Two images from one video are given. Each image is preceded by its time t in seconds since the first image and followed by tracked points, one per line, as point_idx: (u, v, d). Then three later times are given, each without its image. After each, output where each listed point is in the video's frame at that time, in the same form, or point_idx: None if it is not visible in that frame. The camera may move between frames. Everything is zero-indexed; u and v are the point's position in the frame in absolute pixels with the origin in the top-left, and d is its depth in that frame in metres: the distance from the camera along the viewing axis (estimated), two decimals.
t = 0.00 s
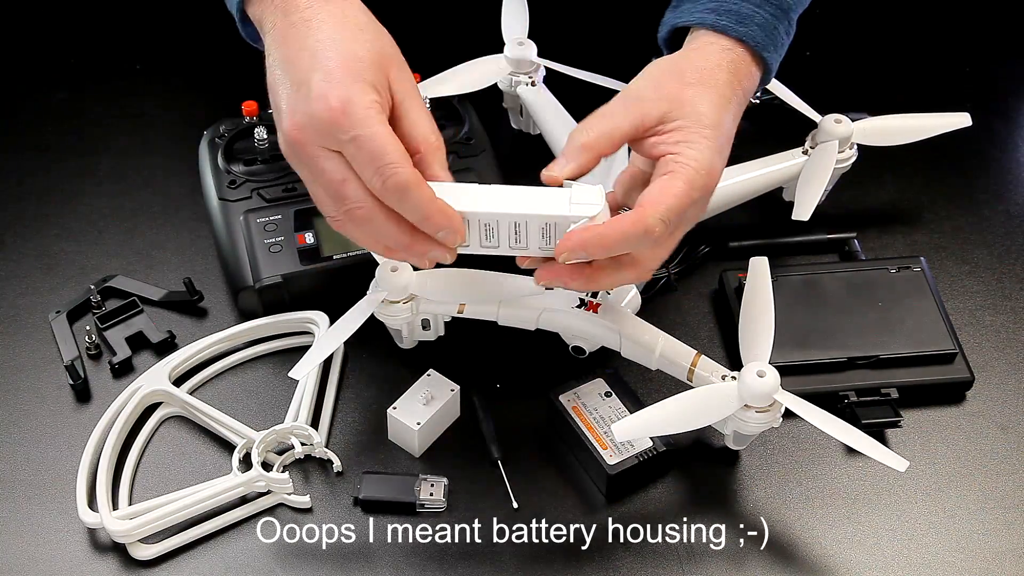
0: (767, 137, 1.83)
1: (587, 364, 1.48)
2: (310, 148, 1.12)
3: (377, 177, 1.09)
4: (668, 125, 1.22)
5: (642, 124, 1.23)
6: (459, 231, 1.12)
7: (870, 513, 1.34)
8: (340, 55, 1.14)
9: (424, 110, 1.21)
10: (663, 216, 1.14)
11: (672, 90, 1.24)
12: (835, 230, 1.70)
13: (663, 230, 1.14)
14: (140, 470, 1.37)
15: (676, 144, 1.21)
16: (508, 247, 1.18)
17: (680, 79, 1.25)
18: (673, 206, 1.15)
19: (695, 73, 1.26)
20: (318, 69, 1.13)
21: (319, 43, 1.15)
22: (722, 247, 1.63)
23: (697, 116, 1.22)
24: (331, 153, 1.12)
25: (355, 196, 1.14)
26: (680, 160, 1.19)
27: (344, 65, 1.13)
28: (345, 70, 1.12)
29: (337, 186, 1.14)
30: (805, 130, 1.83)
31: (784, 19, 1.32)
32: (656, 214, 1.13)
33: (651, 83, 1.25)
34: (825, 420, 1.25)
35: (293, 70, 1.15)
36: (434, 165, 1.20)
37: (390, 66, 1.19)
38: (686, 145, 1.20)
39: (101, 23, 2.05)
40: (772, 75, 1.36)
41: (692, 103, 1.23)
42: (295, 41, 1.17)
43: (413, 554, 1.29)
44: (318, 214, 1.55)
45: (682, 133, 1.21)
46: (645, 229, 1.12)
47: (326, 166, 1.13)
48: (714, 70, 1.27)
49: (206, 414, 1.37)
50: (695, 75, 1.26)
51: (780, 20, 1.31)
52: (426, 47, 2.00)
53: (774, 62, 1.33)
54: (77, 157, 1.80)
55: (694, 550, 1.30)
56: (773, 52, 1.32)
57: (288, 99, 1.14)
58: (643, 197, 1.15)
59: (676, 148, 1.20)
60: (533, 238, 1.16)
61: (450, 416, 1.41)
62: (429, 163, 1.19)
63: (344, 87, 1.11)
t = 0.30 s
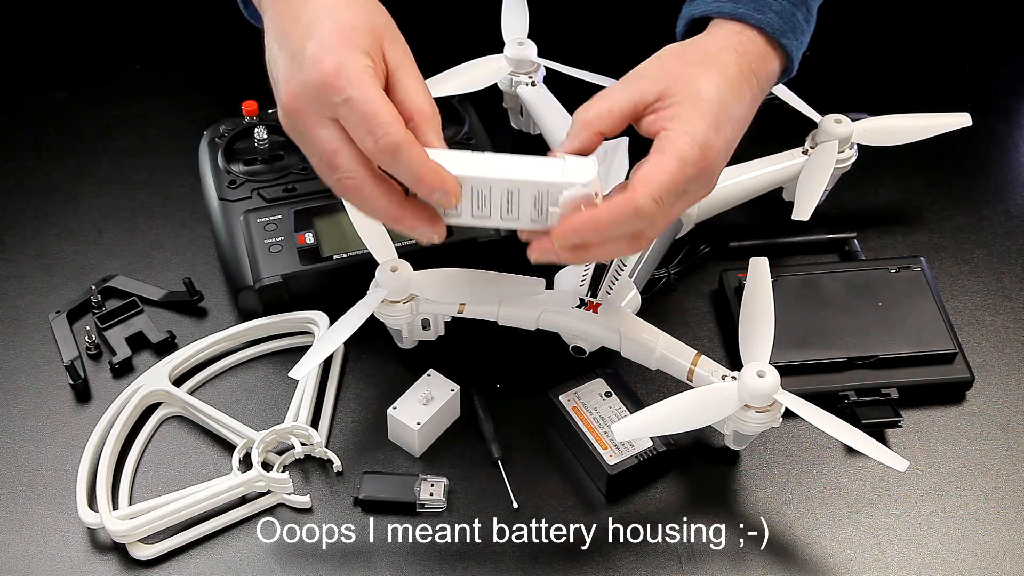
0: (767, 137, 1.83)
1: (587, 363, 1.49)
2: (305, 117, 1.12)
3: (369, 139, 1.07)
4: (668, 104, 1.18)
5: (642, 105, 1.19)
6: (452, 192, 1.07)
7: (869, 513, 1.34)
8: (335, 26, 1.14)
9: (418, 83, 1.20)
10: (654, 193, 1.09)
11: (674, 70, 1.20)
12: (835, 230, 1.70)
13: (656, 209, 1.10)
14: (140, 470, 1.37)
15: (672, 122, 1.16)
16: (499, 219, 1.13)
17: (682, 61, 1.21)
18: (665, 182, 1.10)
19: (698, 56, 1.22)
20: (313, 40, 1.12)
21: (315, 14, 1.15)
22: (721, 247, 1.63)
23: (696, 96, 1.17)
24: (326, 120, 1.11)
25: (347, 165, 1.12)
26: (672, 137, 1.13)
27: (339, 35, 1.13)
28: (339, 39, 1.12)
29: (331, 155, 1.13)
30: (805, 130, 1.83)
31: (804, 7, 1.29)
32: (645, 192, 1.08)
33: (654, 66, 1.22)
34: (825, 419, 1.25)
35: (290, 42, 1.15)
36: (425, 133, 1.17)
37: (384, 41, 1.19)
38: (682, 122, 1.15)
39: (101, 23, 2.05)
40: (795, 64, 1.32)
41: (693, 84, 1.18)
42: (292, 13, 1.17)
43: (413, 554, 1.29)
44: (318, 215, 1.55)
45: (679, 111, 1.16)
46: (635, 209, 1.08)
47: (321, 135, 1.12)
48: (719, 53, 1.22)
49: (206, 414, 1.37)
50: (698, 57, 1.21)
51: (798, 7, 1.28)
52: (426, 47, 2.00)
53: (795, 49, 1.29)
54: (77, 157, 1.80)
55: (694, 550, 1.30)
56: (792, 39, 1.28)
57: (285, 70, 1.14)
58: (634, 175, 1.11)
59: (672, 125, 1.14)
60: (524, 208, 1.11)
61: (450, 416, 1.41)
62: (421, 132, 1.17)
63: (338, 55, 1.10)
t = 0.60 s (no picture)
0: (767, 137, 1.83)
1: (587, 363, 1.49)
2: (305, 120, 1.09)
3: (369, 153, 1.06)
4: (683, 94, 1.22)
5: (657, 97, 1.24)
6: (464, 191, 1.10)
7: (869, 513, 1.34)
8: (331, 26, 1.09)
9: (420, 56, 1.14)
10: (657, 167, 1.11)
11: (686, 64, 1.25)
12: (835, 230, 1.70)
13: (659, 182, 1.11)
14: (140, 470, 1.37)
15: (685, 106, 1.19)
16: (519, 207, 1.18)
17: (696, 54, 1.26)
18: (668, 157, 1.12)
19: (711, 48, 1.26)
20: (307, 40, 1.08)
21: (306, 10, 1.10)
22: (722, 247, 1.63)
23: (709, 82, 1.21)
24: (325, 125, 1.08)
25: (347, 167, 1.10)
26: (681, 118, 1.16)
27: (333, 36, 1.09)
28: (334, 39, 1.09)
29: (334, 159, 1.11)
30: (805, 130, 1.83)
31: None
32: (647, 165, 1.10)
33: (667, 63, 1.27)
34: (825, 419, 1.25)
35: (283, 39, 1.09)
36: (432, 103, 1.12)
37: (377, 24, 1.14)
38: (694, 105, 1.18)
39: (100, 23, 2.05)
40: (819, 58, 1.36)
41: (707, 72, 1.22)
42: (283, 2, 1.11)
43: (413, 553, 1.29)
44: (318, 215, 1.55)
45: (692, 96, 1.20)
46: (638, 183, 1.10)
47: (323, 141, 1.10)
48: (732, 44, 1.27)
49: (206, 414, 1.37)
50: (711, 49, 1.26)
51: None
52: (426, 47, 2.00)
53: (816, 42, 1.33)
54: (77, 157, 1.80)
55: (694, 550, 1.30)
56: (813, 31, 1.32)
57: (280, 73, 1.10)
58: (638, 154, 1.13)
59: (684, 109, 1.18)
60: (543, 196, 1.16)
61: (450, 416, 1.41)
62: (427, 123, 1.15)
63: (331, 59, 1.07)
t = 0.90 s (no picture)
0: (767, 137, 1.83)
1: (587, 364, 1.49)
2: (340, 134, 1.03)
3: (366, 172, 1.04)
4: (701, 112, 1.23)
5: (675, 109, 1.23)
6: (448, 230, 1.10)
7: (870, 513, 1.34)
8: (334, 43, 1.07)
9: (414, 52, 1.14)
10: (681, 195, 1.13)
11: (706, 79, 1.25)
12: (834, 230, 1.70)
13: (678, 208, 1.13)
14: (140, 470, 1.37)
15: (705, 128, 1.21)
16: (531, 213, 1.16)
17: (715, 69, 1.26)
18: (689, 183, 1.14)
19: (729, 62, 1.27)
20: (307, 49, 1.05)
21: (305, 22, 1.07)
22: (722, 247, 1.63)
23: (727, 103, 1.23)
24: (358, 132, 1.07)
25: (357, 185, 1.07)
26: (701, 140, 1.18)
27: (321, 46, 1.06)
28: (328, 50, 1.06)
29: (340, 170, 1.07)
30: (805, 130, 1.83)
31: (828, 17, 1.33)
32: (673, 195, 1.12)
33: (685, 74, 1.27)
34: (825, 419, 1.25)
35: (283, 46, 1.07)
36: (440, 111, 1.15)
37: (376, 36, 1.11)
38: (714, 129, 1.20)
39: (101, 24, 2.05)
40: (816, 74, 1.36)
41: (726, 91, 1.23)
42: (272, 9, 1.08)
43: (413, 554, 1.29)
44: (318, 215, 1.55)
45: (710, 117, 1.21)
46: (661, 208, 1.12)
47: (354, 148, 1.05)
48: (751, 61, 1.27)
49: (206, 415, 1.37)
50: (728, 64, 1.27)
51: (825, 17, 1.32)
52: (426, 47, 2.00)
53: (818, 60, 1.34)
54: (77, 156, 1.80)
55: (694, 550, 1.30)
56: (817, 51, 1.33)
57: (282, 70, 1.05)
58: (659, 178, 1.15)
59: (703, 130, 1.20)
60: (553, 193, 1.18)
61: (450, 416, 1.41)
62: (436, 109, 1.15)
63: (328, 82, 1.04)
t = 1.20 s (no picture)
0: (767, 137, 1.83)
1: (587, 365, 1.49)
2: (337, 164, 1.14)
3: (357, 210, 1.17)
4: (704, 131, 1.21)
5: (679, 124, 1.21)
6: (453, 246, 1.20)
7: (869, 513, 1.34)
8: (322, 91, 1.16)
9: (411, 103, 1.18)
10: (679, 235, 1.16)
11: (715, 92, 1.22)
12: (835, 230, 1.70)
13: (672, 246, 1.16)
14: (140, 470, 1.37)
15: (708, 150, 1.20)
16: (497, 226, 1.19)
17: (725, 83, 1.23)
18: (689, 221, 1.16)
19: (735, 76, 1.24)
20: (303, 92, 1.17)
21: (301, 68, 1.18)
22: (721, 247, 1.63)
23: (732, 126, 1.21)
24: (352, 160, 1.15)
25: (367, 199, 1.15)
26: (704, 172, 1.18)
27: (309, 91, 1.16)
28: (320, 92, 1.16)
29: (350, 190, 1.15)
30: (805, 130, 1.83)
31: (827, 23, 1.33)
32: (674, 237, 1.15)
33: (694, 80, 1.22)
34: (825, 419, 1.25)
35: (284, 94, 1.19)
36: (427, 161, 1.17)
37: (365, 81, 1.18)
38: (717, 155, 1.19)
39: (101, 24, 2.05)
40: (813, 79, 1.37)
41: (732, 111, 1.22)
42: (285, 62, 1.20)
43: (413, 554, 1.29)
44: (318, 216, 1.55)
45: (712, 140, 1.20)
46: (659, 247, 1.16)
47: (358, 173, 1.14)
48: (754, 80, 1.26)
49: (207, 415, 1.37)
50: (736, 80, 1.24)
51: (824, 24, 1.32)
52: (426, 47, 2.00)
53: (816, 67, 1.35)
54: (76, 156, 1.80)
55: (694, 550, 1.30)
56: (815, 59, 1.34)
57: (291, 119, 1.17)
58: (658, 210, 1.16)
59: (704, 156, 1.19)
60: (543, 187, 1.16)
61: (450, 416, 1.41)
62: (422, 155, 1.18)
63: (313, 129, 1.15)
